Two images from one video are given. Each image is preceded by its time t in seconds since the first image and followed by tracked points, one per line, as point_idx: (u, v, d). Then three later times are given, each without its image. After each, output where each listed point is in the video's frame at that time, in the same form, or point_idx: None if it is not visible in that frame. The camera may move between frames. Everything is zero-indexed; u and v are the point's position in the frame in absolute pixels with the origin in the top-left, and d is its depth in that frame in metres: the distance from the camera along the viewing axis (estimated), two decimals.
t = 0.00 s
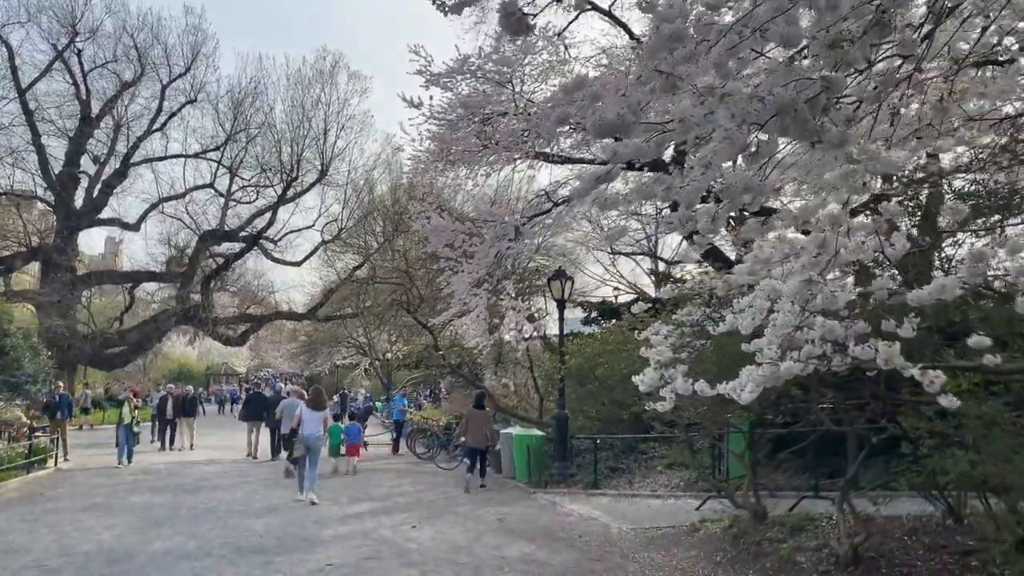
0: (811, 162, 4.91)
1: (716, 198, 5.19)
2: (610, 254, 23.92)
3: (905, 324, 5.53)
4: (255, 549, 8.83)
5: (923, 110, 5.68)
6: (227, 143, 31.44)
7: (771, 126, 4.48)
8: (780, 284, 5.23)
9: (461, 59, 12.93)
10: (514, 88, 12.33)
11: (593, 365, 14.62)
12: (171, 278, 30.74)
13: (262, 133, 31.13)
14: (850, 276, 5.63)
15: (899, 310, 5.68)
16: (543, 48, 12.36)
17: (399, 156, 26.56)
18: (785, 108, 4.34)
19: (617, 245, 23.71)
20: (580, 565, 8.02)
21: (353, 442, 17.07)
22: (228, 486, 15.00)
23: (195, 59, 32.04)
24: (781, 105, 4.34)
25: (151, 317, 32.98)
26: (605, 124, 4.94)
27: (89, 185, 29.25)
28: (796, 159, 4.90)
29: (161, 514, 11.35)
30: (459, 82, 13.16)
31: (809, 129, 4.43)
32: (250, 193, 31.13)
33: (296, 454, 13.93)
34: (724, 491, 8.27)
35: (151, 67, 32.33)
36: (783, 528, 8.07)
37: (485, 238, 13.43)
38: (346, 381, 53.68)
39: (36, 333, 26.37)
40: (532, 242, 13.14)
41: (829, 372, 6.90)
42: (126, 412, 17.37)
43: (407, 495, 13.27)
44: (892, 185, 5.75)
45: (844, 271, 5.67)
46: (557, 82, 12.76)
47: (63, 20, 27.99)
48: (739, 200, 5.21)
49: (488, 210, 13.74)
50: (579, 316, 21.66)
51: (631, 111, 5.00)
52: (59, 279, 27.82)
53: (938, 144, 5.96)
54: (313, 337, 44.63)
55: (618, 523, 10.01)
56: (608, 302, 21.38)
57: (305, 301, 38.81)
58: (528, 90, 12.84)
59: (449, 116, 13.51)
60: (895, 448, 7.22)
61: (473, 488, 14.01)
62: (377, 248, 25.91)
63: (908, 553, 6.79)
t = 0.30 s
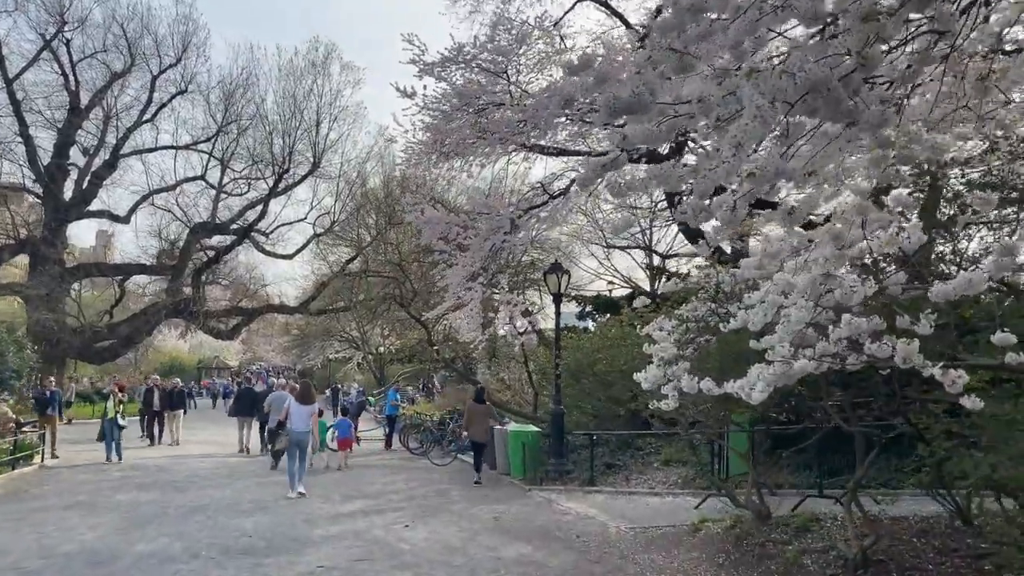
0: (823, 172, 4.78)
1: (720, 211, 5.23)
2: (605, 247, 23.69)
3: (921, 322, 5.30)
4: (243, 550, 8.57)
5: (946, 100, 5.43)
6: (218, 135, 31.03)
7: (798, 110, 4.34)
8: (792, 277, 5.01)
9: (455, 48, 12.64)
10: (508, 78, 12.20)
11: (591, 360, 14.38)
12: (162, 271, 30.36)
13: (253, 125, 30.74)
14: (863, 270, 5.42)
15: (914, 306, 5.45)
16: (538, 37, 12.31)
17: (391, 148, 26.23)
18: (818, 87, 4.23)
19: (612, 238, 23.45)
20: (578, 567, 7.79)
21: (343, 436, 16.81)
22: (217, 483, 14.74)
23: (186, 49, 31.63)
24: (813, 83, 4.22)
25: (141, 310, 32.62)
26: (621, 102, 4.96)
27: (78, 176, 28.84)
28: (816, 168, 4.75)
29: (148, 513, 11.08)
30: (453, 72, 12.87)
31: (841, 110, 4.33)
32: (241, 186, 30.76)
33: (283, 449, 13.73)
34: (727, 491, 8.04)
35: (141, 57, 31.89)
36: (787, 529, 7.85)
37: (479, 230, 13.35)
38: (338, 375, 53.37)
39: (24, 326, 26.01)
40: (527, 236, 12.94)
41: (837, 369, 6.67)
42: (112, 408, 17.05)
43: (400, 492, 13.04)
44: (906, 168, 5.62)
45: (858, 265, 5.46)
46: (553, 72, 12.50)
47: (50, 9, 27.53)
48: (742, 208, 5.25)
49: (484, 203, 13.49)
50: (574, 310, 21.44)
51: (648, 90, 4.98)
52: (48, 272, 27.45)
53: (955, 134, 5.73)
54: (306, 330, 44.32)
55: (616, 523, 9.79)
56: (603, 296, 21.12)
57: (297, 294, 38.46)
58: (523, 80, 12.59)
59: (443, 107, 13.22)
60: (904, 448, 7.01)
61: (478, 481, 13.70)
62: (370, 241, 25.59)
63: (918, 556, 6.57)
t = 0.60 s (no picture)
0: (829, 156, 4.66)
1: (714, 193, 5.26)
2: (596, 237, 23.48)
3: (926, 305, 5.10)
4: (225, 542, 8.35)
5: (955, 73, 5.19)
6: (205, 122, 30.63)
7: (814, 67, 4.04)
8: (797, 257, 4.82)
9: (445, 31, 12.37)
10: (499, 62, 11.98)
11: (583, 348, 14.17)
12: (148, 259, 29.99)
13: (241, 112, 30.35)
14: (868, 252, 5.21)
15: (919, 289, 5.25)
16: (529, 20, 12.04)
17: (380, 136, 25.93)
18: (838, 37, 3.89)
19: (602, 227, 23.27)
20: (569, 559, 7.59)
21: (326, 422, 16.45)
22: (202, 473, 14.49)
23: (172, 35, 31.18)
24: (834, 33, 3.87)
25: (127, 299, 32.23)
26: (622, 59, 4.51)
27: (62, 163, 28.41)
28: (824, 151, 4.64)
29: (129, 504, 10.83)
30: (442, 56, 12.60)
31: (862, 63, 4.00)
32: (229, 173, 30.39)
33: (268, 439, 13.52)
34: (721, 481, 7.86)
35: (126, 43, 31.42)
36: (783, 520, 7.67)
37: (470, 216, 13.13)
38: (327, 366, 53.11)
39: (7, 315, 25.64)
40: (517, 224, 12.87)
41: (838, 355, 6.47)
42: (94, 397, 16.77)
43: (388, 482, 12.83)
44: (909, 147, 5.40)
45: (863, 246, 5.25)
46: (545, 56, 12.25)
47: None
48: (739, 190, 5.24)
49: (474, 189, 13.24)
50: (564, 300, 21.23)
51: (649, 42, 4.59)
52: (31, 260, 27.05)
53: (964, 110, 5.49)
54: (294, 321, 43.99)
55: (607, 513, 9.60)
56: (593, 285, 20.94)
57: (286, 284, 38.13)
58: (514, 65, 12.29)
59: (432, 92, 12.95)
60: (903, 436, 6.83)
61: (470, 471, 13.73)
62: (359, 231, 25.29)
63: (918, 548, 6.39)
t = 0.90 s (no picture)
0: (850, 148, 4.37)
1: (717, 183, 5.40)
2: (584, 226, 23.23)
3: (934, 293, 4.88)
4: (203, 537, 8.09)
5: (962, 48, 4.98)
6: (189, 109, 30.14)
7: (836, 22, 3.64)
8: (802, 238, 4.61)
9: (432, 14, 12.06)
10: (486, 47, 11.69)
11: (574, 337, 13.93)
12: (131, 248, 29.54)
13: (225, 98, 29.87)
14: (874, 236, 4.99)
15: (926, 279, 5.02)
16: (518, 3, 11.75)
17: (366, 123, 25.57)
18: None
19: (591, 216, 23.03)
20: (558, 553, 7.38)
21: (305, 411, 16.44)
22: (183, 465, 14.20)
23: (155, 20, 30.65)
24: None
25: (109, 288, 31.76)
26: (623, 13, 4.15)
27: (43, 150, 27.88)
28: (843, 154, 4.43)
29: (106, 497, 10.53)
30: (429, 40, 12.29)
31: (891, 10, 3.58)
32: (213, 161, 29.93)
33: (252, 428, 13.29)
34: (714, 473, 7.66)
35: (108, 28, 30.85)
36: (777, 512, 7.48)
37: (458, 203, 12.89)
38: (313, 356, 52.73)
39: None
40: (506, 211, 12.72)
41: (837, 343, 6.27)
42: (74, 387, 16.44)
43: (373, 474, 12.59)
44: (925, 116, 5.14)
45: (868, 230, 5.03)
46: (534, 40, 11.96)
47: None
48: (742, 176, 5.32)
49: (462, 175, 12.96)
50: (553, 289, 20.99)
51: None
52: (11, 248, 26.54)
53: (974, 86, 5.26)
54: (280, 310, 43.60)
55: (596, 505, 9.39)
56: (581, 275, 20.72)
57: (271, 273, 37.71)
58: (502, 49, 11.93)
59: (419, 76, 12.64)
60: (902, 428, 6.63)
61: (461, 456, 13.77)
62: (345, 219, 24.93)
63: (917, 542, 6.21)
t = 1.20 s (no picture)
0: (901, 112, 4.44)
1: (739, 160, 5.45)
2: (572, 217, 23.02)
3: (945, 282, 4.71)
4: (183, 533, 7.84)
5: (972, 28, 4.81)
6: (172, 97, 29.68)
7: None
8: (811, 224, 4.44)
9: None
10: (474, 35, 11.45)
11: (564, 328, 13.74)
12: (113, 237, 29.06)
13: (209, 87, 29.43)
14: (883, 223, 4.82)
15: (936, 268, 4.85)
16: None
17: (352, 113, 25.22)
18: None
19: (579, 207, 22.83)
20: (549, 550, 7.18)
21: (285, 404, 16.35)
22: (165, 458, 13.93)
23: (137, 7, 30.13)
24: None
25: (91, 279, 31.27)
26: None
27: (22, 137, 27.37)
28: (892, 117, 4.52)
29: (84, 492, 10.25)
30: (417, 25, 12.01)
31: None
32: (196, 150, 29.50)
33: (238, 419, 13.06)
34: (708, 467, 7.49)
35: (88, 14, 30.31)
36: (774, 507, 7.32)
37: (446, 191, 12.64)
38: (299, 348, 52.35)
39: None
40: (495, 199, 12.51)
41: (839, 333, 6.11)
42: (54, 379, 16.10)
43: (360, 468, 12.35)
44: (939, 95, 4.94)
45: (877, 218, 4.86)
46: (524, 26, 11.70)
47: None
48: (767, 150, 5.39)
49: (451, 164, 12.70)
50: (540, 281, 20.78)
51: None
52: None
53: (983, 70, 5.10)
54: (264, 301, 43.17)
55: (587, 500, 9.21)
56: (570, 267, 20.54)
57: (256, 264, 37.30)
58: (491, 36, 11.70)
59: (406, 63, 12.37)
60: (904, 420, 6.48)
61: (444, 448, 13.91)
62: (331, 209, 24.61)
63: (919, 538, 6.05)
